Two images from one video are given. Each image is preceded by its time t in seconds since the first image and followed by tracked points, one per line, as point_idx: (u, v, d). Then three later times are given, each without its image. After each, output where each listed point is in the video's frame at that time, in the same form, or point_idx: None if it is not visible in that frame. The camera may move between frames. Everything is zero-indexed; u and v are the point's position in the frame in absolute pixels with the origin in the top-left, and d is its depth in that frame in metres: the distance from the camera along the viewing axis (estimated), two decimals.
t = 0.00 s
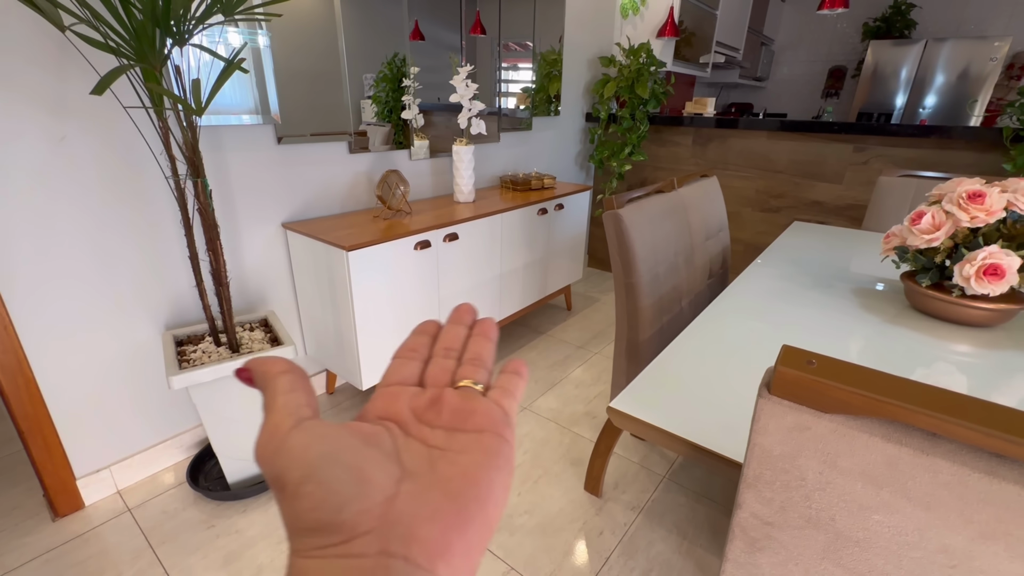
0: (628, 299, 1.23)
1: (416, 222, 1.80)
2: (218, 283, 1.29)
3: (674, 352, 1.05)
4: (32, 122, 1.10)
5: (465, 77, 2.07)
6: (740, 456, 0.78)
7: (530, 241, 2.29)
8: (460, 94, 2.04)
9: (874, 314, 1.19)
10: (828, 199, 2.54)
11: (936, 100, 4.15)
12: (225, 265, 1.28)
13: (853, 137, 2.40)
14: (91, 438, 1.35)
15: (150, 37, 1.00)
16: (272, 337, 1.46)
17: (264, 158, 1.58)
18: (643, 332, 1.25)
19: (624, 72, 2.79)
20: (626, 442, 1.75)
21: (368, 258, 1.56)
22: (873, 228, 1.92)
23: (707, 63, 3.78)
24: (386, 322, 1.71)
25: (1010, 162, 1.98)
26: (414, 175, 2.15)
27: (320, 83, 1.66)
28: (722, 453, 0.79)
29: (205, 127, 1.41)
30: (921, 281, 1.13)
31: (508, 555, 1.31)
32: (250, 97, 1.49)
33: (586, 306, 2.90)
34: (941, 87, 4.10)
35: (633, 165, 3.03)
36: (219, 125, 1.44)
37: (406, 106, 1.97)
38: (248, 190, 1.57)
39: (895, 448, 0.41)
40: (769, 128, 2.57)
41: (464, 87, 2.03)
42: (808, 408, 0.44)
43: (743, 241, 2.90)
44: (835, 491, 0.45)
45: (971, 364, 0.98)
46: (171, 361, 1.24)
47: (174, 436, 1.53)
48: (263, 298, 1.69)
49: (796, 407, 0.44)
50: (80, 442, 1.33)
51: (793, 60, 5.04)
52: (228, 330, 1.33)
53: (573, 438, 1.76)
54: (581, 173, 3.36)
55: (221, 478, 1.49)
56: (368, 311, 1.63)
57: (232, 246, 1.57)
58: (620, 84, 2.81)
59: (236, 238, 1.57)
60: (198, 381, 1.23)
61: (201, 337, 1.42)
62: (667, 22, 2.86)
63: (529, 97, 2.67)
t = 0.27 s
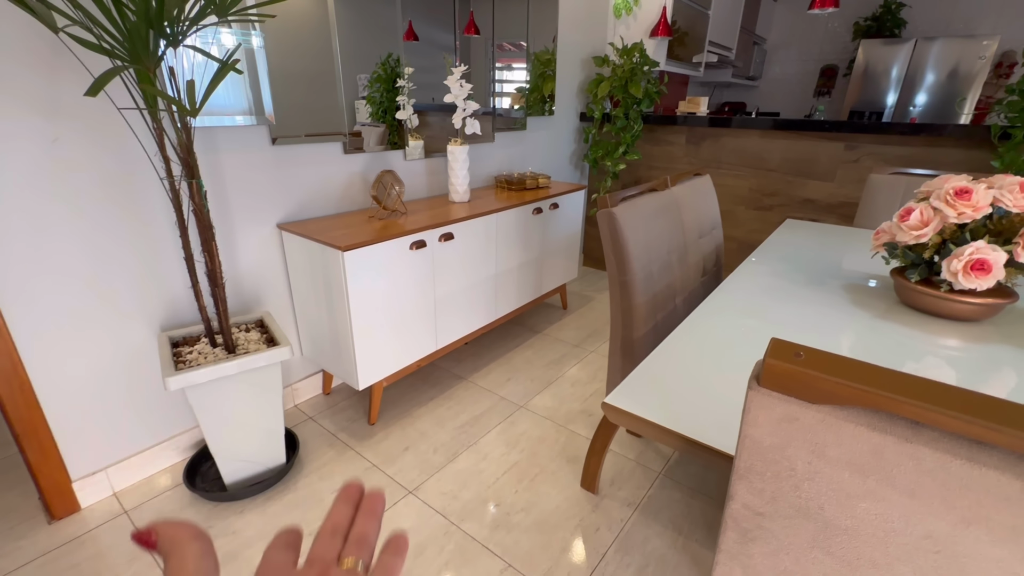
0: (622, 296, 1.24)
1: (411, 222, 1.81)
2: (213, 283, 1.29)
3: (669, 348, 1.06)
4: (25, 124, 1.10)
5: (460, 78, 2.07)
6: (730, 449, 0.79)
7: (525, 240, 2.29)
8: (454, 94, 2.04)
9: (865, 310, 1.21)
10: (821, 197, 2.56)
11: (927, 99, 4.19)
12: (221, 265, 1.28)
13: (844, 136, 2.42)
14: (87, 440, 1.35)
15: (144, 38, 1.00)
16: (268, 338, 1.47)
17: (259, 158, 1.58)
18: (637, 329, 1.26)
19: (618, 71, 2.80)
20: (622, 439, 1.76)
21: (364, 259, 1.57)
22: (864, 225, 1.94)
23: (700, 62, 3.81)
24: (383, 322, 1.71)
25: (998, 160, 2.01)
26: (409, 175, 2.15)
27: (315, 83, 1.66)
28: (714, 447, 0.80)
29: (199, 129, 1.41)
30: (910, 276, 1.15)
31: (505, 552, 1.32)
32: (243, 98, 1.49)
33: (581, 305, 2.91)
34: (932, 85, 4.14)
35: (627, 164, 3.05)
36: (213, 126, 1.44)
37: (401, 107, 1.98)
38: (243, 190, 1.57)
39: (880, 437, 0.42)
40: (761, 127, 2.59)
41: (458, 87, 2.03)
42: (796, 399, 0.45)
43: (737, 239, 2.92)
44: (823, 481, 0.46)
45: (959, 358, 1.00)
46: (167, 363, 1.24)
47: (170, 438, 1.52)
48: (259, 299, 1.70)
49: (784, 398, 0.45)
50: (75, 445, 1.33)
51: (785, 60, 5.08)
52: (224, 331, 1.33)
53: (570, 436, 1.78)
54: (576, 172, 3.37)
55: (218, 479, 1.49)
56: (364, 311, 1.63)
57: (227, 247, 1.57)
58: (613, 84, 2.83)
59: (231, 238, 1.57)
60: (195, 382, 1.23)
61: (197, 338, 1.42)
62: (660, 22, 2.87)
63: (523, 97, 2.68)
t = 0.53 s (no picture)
0: (618, 296, 1.26)
1: (406, 225, 1.81)
2: (210, 287, 1.29)
3: (664, 346, 1.08)
4: (19, 130, 1.09)
5: (453, 80, 2.08)
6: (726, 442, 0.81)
7: (519, 241, 2.31)
8: (448, 97, 2.06)
9: (853, 306, 1.24)
10: (810, 196, 2.60)
11: (911, 99, 4.27)
12: (217, 269, 1.28)
13: (831, 136, 2.46)
14: (83, 446, 1.34)
15: (140, 43, 1.01)
16: (265, 341, 1.47)
17: (254, 161, 1.58)
18: (633, 328, 1.28)
19: (609, 73, 2.83)
20: (617, 437, 1.78)
21: (360, 261, 1.57)
22: (852, 224, 1.98)
23: (690, 64, 3.85)
24: (379, 324, 1.72)
25: (980, 158, 2.05)
26: (404, 178, 2.16)
27: (309, 87, 1.67)
28: (710, 440, 0.82)
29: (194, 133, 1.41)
30: (897, 273, 1.17)
31: (504, 550, 1.33)
32: (235, 101, 1.48)
33: (575, 305, 2.93)
34: (916, 85, 4.22)
35: (619, 165, 3.07)
36: (207, 130, 1.44)
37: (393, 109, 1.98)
38: (238, 194, 1.57)
39: (870, 426, 0.44)
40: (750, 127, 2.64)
41: (452, 90, 2.05)
42: (791, 390, 0.47)
43: (728, 238, 2.96)
44: (816, 469, 0.48)
45: (945, 352, 1.03)
46: (164, 367, 1.24)
47: (167, 443, 1.52)
48: (255, 302, 1.70)
49: (779, 390, 0.47)
50: (71, 451, 1.32)
51: (773, 61, 5.15)
52: (221, 335, 1.33)
53: (566, 435, 1.79)
54: (569, 174, 3.39)
55: (216, 484, 1.49)
56: (361, 313, 1.64)
57: (223, 250, 1.57)
58: (605, 86, 2.85)
59: (226, 241, 1.57)
60: (192, 386, 1.23)
61: (194, 342, 1.41)
62: (650, 24, 2.90)
63: (516, 99, 2.70)
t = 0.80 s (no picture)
0: (606, 295, 1.29)
1: (395, 228, 1.82)
2: (200, 292, 1.28)
3: (652, 343, 1.11)
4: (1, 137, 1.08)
5: (439, 84, 2.10)
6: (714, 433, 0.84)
7: (507, 243, 2.33)
8: (435, 101, 2.07)
9: (831, 302, 1.29)
10: (789, 196, 2.68)
11: (884, 101, 4.41)
12: (207, 274, 1.28)
13: (808, 138, 2.54)
14: (70, 456, 1.32)
15: (127, 48, 1.00)
16: (255, 346, 1.46)
17: (242, 166, 1.58)
18: (621, 327, 1.31)
19: (592, 77, 2.87)
20: (607, 435, 1.81)
21: (350, 265, 1.58)
22: (829, 223, 2.05)
23: (671, 67, 3.92)
24: (370, 327, 1.72)
25: (948, 159, 2.14)
26: (391, 181, 2.16)
27: (295, 91, 1.67)
28: (698, 432, 0.85)
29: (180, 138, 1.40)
30: (873, 270, 1.23)
31: (499, 548, 1.35)
32: (216, 106, 1.46)
33: (562, 306, 2.96)
34: (888, 88, 4.37)
35: (603, 167, 3.12)
36: (193, 135, 1.43)
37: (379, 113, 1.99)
38: (226, 198, 1.56)
39: (849, 410, 0.47)
40: (730, 130, 2.71)
41: (438, 94, 2.06)
42: (777, 380, 0.49)
43: (711, 238, 3.02)
44: (800, 454, 0.51)
45: (918, 344, 1.07)
46: (154, 374, 1.23)
47: (155, 451, 1.50)
48: (243, 307, 1.69)
49: (766, 380, 0.50)
50: (57, 461, 1.30)
51: (751, 65, 5.27)
52: (211, 341, 1.32)
53: (557, 434, 1.81)
54: (554, 176, 3.43)
55: (206, 491, 1.48)
56: (352, 316, 1.64)
57: (211, 254, 1.56)
58: (588, 90, 2.89)
59: (215, 246, 1.56)
60: (182, 393, 1.22)
61: (183, 348, 1.40)
62: (632, 29, 2.96)
63: (501, 102, 2.72)
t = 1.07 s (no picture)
0: (588, 288, 1.35)
1: (380, 227, 1.85)
2: (190, 291, 1.30)
3: (631, 331, 1.18)
4: None
5: (422, 87, 2.14)
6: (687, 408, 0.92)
7: (490, 242, 2.38)
8: (418, 103, 2.11)
9: (797, 291, 1.38)
10: (759, 194, 2.80)
11: (849, 103, 4.61)
12: (197, 273, 1.29)
13: (777, 138, 2.66)
14: (58, 457, 1.32)
15: (117, 50, 1.02)
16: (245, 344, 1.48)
17: (229, 166, 1.60)
18: (603, 318, 1.37)
19: (570, 80, 2.94)
20: (591, 425, 1.87)
21: (338, 264, 1.61)
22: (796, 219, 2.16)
23: (647, 70, 4.03)
24: (358, 325, 1.75)
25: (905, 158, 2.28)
26: (376, 181, 2.20)
27: (279, 92, 1.69)
28: (678, 408, 0.92)
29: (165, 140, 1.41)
30: (834, 260, 1.32)
31: (489, 534, 1.40)
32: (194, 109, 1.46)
33: (545, 303, 3.02)
34: (852, 91, 4.56)
35: (582, 168, 3.20)
36: (178, 137, 1.45)
37: (362, 116, 2.04)
38: (213, 199, 1.58)
39: (803, 374, 0.53)
40: (703, 131, 2.82)
41: (421, 96, 2.10)
42: (739, 350, 0.56)
43: (687, 235, 3.12)
44: (761, 416, 0.58)
45: (875, 328, 1.17)
46: (145, 372, 1.24)
47: (144, 451, 1.50)
48: (230, 307, 1.70)
49: (730, 350, 0.57)
50: (46, 462, 1.30)
51: (723, 68, 5.44)
52: (201, 339, 1.34)
53: (543, 425, 1.87)
54: (535, 177, 3.50)
55: (196, 489, 1.50)
56: (340, 314, 1.66)
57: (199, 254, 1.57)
58: (566, 92, 2.97)
59: (202, 246, 1.58)
60: (174, 389, 1.24)
61: (172, 348, 1.41)
62: (608, 33, 3.04)
63: (482, 104, 2.77)
